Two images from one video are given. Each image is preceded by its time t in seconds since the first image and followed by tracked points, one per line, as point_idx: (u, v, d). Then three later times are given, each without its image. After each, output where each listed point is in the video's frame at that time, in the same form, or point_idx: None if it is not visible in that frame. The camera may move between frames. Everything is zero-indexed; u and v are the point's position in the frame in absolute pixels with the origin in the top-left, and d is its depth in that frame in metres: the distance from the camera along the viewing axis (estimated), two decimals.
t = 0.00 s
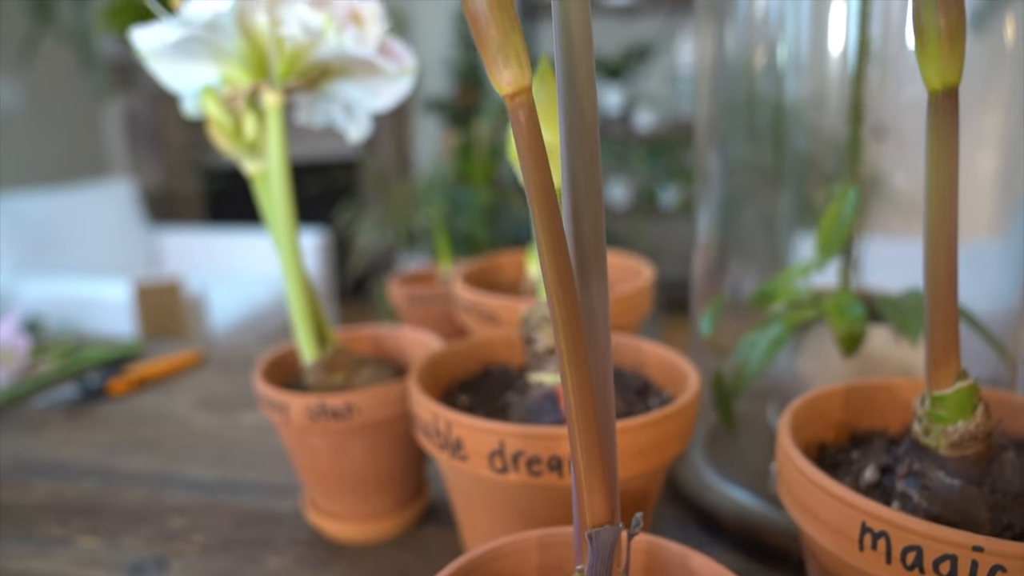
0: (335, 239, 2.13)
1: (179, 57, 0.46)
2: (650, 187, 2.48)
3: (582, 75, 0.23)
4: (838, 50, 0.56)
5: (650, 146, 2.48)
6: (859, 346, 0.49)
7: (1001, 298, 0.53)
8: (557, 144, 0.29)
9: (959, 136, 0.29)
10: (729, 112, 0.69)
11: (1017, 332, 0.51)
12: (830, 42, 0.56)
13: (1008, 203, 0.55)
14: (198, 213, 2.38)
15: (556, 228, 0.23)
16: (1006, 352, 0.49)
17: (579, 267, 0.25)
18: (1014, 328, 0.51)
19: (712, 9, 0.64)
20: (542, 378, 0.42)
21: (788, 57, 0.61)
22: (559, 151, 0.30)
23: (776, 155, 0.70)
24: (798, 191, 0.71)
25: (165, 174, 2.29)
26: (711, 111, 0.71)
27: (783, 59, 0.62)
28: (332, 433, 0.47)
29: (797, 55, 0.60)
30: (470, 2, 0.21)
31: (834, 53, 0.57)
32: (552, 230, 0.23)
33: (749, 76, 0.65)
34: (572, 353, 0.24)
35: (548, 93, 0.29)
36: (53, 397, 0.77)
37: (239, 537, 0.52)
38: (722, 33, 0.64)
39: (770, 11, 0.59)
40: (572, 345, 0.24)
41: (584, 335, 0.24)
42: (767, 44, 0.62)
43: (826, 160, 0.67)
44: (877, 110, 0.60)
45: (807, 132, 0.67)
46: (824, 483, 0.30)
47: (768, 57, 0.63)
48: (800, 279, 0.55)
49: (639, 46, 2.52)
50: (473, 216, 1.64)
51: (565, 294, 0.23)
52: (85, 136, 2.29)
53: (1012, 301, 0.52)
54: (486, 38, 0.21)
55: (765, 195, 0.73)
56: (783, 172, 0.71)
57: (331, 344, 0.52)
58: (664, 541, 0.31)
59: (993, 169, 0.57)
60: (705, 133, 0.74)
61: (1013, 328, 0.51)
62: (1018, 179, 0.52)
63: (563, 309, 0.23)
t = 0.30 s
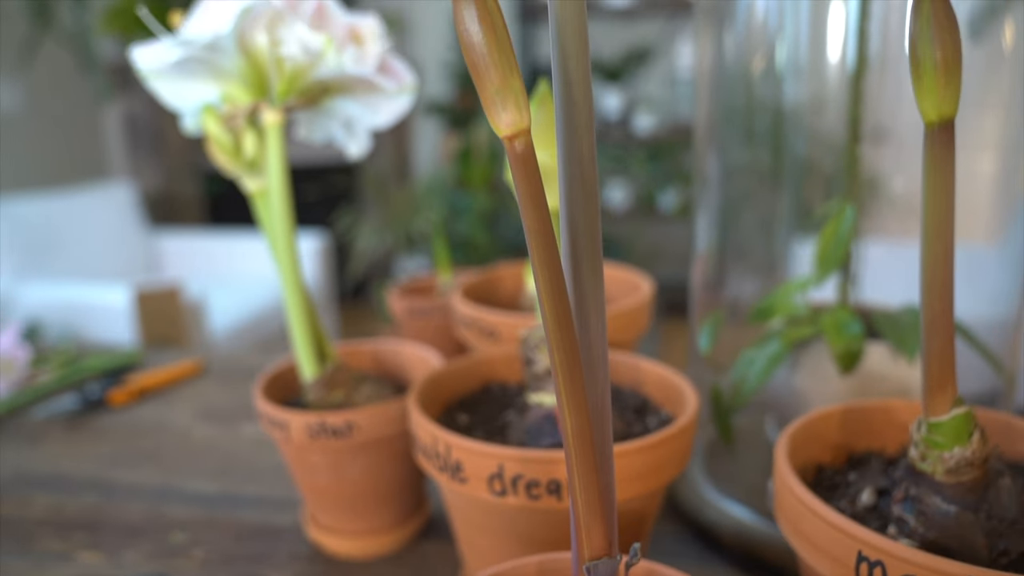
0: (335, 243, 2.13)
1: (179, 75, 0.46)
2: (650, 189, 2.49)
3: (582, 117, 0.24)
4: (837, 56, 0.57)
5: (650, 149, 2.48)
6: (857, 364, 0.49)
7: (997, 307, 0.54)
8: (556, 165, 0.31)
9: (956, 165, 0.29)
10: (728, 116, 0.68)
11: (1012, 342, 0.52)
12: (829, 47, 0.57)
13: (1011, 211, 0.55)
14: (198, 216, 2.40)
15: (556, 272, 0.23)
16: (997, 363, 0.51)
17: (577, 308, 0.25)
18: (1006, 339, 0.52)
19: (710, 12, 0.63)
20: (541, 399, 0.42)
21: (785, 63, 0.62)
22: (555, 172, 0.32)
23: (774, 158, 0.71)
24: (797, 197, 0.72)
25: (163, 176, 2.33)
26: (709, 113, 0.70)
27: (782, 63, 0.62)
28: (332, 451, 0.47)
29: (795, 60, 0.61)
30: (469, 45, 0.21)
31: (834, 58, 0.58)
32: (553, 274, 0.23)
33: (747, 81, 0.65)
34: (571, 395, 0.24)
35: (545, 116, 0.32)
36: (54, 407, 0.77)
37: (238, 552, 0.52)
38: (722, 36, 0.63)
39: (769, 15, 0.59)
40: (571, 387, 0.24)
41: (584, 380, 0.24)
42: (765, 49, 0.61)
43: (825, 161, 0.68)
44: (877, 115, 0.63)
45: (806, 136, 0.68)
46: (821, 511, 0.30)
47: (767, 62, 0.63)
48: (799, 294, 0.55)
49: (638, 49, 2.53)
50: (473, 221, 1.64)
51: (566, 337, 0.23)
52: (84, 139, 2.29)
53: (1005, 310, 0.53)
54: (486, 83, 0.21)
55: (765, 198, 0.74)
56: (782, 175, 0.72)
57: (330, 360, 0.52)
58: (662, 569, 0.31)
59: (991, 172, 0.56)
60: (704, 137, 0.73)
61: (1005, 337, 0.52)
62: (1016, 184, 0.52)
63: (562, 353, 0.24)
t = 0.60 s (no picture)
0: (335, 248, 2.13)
1: (180, 97, 0.47)
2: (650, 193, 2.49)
3: (583, 161, 0.24)
4: (838, 52, 0.57)
5: (650, 153, 2.50)
6: (856, 385, 0.49)
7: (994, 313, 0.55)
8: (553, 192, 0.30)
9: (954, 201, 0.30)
10: (728, 120, 0.68)
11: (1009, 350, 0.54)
12: (831, 44, 0.57)
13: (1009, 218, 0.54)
14: (197, 220, 2.42)
15: (558, 320, 0.23)
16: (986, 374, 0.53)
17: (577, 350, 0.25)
18: (1003, 349, 0.54)
19: (712, 14, 0.64)
20: (540, 424, 0.42)
21: (785, 68, 0.62)
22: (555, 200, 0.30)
23: (774, 160, 0.71)
24: (795, 203, 0.71)
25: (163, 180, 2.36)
26: (709, 116, 0.70)
27: (783, 65, 0.62)
28: (334, 472, 0.47)
29: (797, 64, 0.61)
30: (470, 94, 0.21)
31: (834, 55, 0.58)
32: (554, 323, 0.23)
33: (747, 86, 0.65)
34: (572, 438, 0.24)
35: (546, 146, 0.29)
36: (55, 420, 0.77)
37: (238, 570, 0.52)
38: (723, 39, 0.64)
39: (769, 24, 0.59)
40: (572, 431, 0.24)
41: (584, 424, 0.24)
42: (766, 54, 0.62)
43: (825, 165, 0.67)
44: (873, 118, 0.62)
45: (805, 138, 0.67)
46: (819, 542, 0.31)
47: (767, 68, 0.63)
48: (798, 312, 0.55)
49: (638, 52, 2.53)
50: (472, 226, 1.65)
51: (567, 385, 0.23)
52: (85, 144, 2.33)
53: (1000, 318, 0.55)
54: (487, 133, 0.21)
55: (765, 203, 0.73)
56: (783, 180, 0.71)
57: (331, 381, 0.52)
58: None
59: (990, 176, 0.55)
60: (704, 140, 0.73)
61: (1002, 347, 0.54)
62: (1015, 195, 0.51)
63: (563, 399, 0.24)
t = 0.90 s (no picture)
0: (335, 254, 2.14)
1: (181, 122, 0.47)
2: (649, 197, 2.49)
3: (581, 215, 0.24)
4: (836, 54, 0.57)
5: (649, 157, 2.51)
6: (852, 409, 0.49)
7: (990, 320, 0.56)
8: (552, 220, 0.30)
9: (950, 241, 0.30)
10: (726, 126, 0.70)
11: (1007, 356, 0.55)
12: (829, 48, 0.57)
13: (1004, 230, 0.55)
14: (196, 223, 2.44)
15: (557, 375, 0.23)
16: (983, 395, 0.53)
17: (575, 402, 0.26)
18: (1001, 358, 0.55)
19: (711, 18, 0.66)
20: (538, 450, 0.42)
21: (784, 74, 0.62)
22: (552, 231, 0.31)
23: (773, 165, 0.70)
24: (795, 205, 0.71)
25: (162, 185, 2.39)
26: (709, 121, 0.72)
27: (781, 72, 0.62)
28: (335, 495, 0.48)
29: (795, 71, 0.61)
30: (469, 152, 0.21)
31: (833, 58, 0.57)
32: (553, 380, 0.23)
33: (746, 92, 0.66)
34: (570, 487, 0.25)
35: (542, 179, 0.31)
36: (56, 434, 0.77)
37: None
38: (723, 45, 0.66)
39: (767, 28, 0.59)
40: (571, 482, 0.24)
41: (583, 475, 0.24)
42: (764, 61, 0.62)
43: (822, 168, 0.67)
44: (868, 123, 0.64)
45: (804, 143, 0.67)
46: None
47: (765, 75, 0.64)
48: (795, 332, 0.55)
49: (637, 56, 2.53)
50: (472, 233, 1.66)
51: (567, 439, 0.24)
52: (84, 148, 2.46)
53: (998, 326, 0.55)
54: (486, 190, 0.21)
55: (763, 209, 0.73)
56: (781, 184, 0.71)
57: (330, 403, 0.53)
58: None
59: (987, 180, 0.56)
60: (704, 145, 0.76)
61: (1000, 353, 0.55)
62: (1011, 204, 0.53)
63: (562, 453, 0.24)
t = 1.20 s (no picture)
0: (334, 259, 2.15)
1: (181, 146, 0.47)
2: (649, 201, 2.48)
3: (578, 264, 0.25)
4: (831, 61, 0.59)
5: (648, 160, 2.51)
6: (848, 430, 0.50)
7: (988, 329, 0.58)
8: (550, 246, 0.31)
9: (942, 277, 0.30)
10: (722, 130, 0.68)
11: (1003, 367, 0.56)
12: (825, 52, 0.59)
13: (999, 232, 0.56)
14: (196, 227, 2.46)
15: (556, 423, 0.24)
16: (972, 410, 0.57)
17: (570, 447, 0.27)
18: (996, 369, 0.57)
19: (709, 23, 0.63)
20: (537, 474, 0.43)
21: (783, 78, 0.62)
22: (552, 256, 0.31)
23: (771, 169, 0.70)
24: (793, 209, 0.73)
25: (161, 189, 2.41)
26: (704, 125, 0.69)
27: (779, 74, 0.62)
28: (336, 516, 0.48)
29: (795, 72, 0.61)
30: (469, 207, 0.22)
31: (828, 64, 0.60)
32: (553, 431, 0.24)
33: (745, 97, 0.65)
34: (568, 528, 0.25)
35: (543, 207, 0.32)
36: (57, 449, 0.77)
37: None
38: (720, 47, 0.63)
39: (766, 26, 0.59)
40: (569, 524, 0.25)
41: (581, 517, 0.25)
42: (763, 66, 0.62)
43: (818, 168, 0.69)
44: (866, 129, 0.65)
45: (802, 147, 0.67)
46: None
47: (763, 82, 0.63)
48: (792, 351, 0.56)
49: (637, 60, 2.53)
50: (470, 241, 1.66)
51: (565, 484, 0.25)
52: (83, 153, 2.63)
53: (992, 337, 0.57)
54: (485, 244, 0.22)
55: (763, 212, 0.73)
56: (780, 187, 0.71)
57: (331, 423, 0.53)
58: None
59: (985, 184, 0.56)
60: (700, 148, 0.72)
61: (996, 363, 0.57)
62: (1008, 207, 0.53)
63: (560, 497, 0.25)
